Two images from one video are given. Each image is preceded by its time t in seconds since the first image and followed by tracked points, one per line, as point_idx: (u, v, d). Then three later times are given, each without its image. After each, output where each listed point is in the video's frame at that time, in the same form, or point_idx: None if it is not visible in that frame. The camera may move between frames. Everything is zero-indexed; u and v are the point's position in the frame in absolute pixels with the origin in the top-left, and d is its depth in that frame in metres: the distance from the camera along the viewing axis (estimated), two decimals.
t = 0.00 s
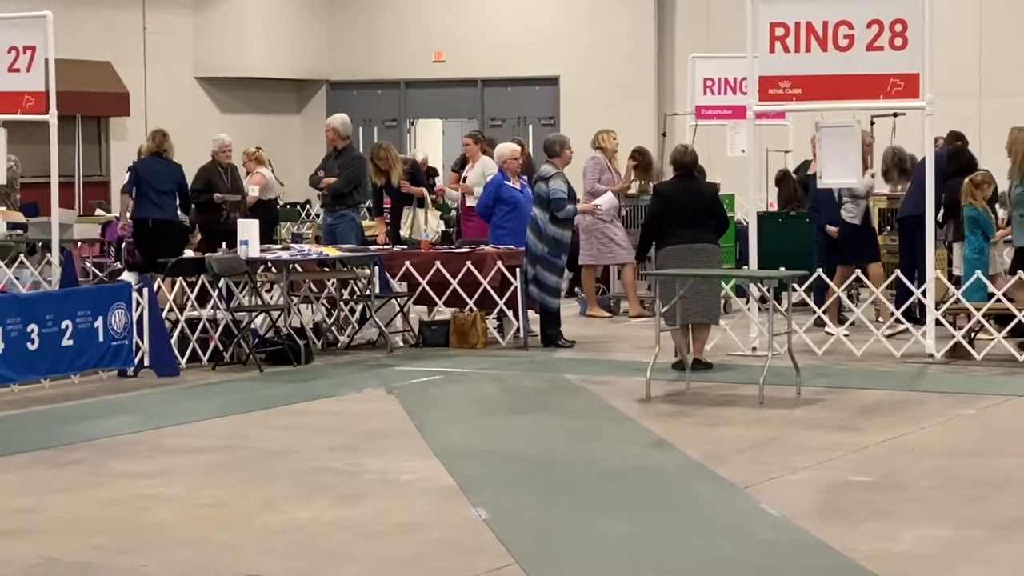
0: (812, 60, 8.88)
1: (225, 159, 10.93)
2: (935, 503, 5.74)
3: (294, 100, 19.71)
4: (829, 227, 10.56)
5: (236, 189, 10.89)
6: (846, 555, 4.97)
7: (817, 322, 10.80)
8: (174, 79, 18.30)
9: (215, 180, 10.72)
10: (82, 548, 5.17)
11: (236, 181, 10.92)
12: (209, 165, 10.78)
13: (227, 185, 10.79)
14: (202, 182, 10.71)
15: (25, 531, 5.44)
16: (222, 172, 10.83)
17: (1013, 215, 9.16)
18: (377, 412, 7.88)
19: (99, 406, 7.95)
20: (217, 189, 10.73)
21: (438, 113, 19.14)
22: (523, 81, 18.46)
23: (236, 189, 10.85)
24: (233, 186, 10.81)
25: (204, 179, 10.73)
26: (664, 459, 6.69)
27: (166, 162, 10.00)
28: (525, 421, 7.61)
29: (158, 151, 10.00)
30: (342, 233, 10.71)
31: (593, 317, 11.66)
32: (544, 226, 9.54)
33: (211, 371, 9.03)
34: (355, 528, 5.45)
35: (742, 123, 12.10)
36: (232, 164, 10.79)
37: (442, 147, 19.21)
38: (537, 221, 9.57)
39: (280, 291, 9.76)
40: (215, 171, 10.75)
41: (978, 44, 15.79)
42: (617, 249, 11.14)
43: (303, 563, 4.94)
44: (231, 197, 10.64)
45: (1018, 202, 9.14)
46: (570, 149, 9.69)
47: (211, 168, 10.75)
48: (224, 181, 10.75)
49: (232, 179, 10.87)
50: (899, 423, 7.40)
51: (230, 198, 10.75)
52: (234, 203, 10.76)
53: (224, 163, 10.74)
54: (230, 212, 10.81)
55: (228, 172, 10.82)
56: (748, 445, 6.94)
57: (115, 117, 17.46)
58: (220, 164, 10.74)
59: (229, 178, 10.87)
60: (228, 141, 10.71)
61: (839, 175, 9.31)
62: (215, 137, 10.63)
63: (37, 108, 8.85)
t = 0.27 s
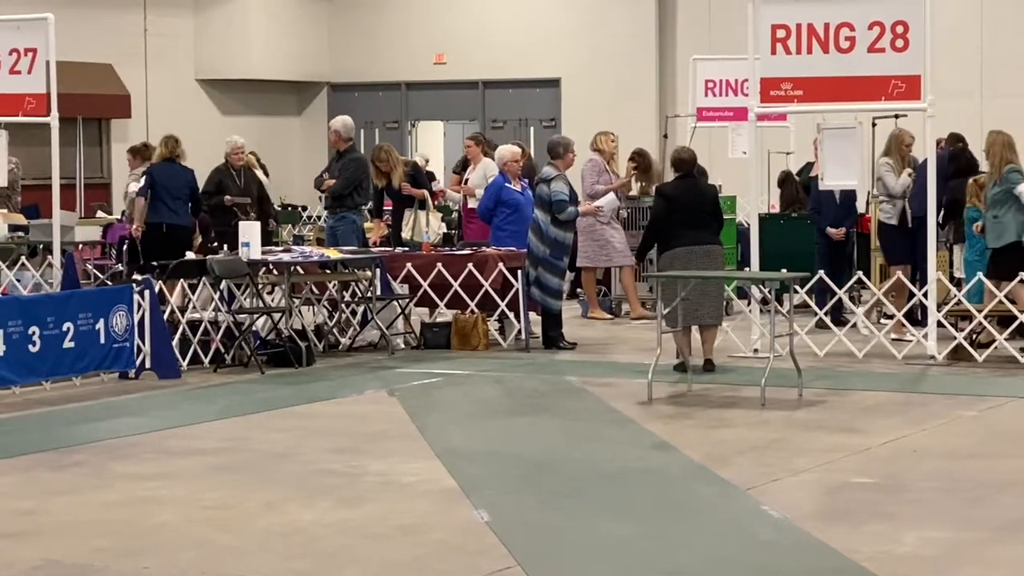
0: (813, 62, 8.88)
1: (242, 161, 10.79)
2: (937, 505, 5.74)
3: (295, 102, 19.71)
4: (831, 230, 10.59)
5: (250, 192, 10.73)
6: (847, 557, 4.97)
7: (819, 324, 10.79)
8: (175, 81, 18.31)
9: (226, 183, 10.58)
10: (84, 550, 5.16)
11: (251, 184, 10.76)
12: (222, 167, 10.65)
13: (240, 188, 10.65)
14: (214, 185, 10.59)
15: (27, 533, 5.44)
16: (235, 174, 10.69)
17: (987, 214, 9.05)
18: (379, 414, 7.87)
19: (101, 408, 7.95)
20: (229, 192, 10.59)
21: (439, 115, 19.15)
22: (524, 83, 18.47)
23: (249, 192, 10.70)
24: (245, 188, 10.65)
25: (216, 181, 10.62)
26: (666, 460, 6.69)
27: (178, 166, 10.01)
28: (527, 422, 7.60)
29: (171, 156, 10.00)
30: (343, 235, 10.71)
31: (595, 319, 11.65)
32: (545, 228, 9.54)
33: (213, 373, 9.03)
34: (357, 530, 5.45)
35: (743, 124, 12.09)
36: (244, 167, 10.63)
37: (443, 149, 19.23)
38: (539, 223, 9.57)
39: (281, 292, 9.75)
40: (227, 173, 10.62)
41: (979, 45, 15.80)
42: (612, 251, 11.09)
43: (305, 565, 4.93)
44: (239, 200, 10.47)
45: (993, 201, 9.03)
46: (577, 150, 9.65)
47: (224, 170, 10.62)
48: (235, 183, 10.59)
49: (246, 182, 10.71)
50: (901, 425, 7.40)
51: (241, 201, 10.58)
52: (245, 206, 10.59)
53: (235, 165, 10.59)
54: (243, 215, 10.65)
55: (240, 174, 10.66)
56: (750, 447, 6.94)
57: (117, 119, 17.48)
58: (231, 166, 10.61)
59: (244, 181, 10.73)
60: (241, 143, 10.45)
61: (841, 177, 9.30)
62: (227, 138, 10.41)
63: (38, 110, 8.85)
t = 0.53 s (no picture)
0: (814, 64, 8.88)
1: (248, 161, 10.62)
2: (939, 506, 5.73)
3: (297, 104, 19.72)
4: (831, 231, 10.60)
5: (257, 192, 10.59)
6: (850, 558, 4.97)
7: (821, 326, 10.80)
8: (177, 83, 18.32)
9: (233, 185, 10.42)
10: (85, 552, 5.16)
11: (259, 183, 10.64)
12: (228, 167, 10.48)
13: (247, 189, 10.51)
14: (220, 187, 10.42)
15: (29, 534, 5.44)
16: (243, 174, 10.51)
17: (963, 212, 9.23)
18: (380, 415, 7.88)
19: (103, 409, 7.95)
20: (236, 193, 10.44)
21: (441, 116, 19.16)
22: (526, 85, 18.47)
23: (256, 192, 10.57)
24: (253, 189, 10.52)
25: (223, 182, 10.42)
26: (668, 462, 6.69)
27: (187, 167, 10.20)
28: (528, 424, 7.60)
29: (181, 155, 10.21)
30: (348, 237, 10.69)
31: (596, 321, 11.65)
32: (547, 230, 9.54)
33: (215, 375, 9.02)
34: (358, 532, 5.45)
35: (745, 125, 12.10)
36: (250, 167, 10.49)
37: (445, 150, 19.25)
38: (541, 225, 9.58)
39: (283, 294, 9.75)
40: (234, 175, 10.43)
41: (980, 47, 15.81)
42: (608, 253, 11.08)
43: (306, 566, 4.93)
44: (246, 203, 10.35)
45: (970, 200, 9.20)
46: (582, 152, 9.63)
47: (230, 171, 10.45)
48: (242, 185, 10.44)
49: (253, 182, 10.56)
50: (903, 426, 7.40)
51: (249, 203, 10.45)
52: (253, 208, 10.46)
53: (242, 166, 10.46)
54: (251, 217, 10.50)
55: (247, 175, 10.52)
56: (752, 448, 6.94)
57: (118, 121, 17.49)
58: (238, 167, 10.47)
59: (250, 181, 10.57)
60: (246, 144, 10.36)
61: (842, 178, 9.29)
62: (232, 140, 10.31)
63: (40, 112, 8.85)
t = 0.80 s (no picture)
0: (816, 65, 8.88)
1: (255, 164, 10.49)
2: (941, 508, 5.73)
3: (299, 106, 19.73)
4: (836, 233, 10.54)
5: (263, 195, 10.43)
6: (852, 560, 4.97)
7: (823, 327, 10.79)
8: (179, 85, 18.34)
9: (238, 187, 10.24)
10: (87, 554, 5.17)
11: (266, 185, 10.47)
12: (234, 170, 10.33)
13: (252, 191, 10.33)
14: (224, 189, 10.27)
15: (31, 536, 5.44)
16: (248, 176, 10.35)
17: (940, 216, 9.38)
18: (382, 417, 7.88)
19: (105, 411, 7.96)
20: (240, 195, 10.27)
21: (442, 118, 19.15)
22: (528, 87, 18.48)
23: (263, 195, 10.42)
24: (258, 192, 10.35)
25: (228, 184, 10.24)
26: (670, 463, 6.69)
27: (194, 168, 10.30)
28: (530, 426, 7.60)
29: (188, 157, 10.29)
30: (352, 238, 10.96)
31: (598, 322, 11.65)
32: (548, 232, 9.55)
33: (217, 377, 9.03)
34: (360, 533, 5.45)
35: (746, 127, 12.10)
36: (256, 170, 10.34)
37: (446, 152, 19.24)
38: (543, 227, 9.59)
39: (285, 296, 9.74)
40: (240, 177, 10.27)
41: (981, 48, 15.81)
42: (610, 255, 11.07)
43: (308, 568, 4.93)
44: (248, 205, 10.14)
45: (946, 204, 9.34)
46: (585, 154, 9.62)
47: (235, 173, 10.29)
48: (246, 187, 10.26)
49: (259, 185, 10.41)
50: (905, 427, 7.40)
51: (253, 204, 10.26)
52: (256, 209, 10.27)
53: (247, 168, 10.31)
54: (256, 218, 10.33)
55: (253, 177, 10.36)
56: (754, 450, 6.94)
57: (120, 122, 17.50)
58: (243, 169, 10.31)
59: (256, 183, 10.42)
60: (250, 147, 10.19)
61: (844, 179, 9.29)
62: (237, 142, 10.21)
63: (42, 114, 8.85)
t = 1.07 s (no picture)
0: (819, 67, 8.89)
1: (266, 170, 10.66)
2: (944, 509, 5.73)
3: (301, 108, 19.71)
4: (847, 235, 10.50)
5: (271, 201, 10.55)
6: (854, 560, 4.97)
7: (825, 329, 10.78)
8: (181, 86, 18.34)
9: (247, 192, 10.45)
10: (90, 555, 5.17)
11: (275, 191, 10.59)
12: (244, 175, 10.53)
13: (260, 197, 10.50)
14: (234, 192, 10.46)
15: (34, 538, 5.45)
16: (257, 182, 10.54)
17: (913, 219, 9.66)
18: (385, 419, 7.88)
19: (108, 413, 7.96)
20: (248, 199, 10.45)
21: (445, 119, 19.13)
22: (530, 88, 18.47)
23: (271, 201, 10.54)
24: (267, 198, 10.51)
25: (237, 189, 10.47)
26: (673, 465, 6.68)
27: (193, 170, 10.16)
28: (533, 428, 7.59)
29: (188, 160, 10.14)
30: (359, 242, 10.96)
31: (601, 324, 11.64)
32: (551, 233, 9.55)
33: (219, 379, 9.03)
34: (362, 535, 5.46)
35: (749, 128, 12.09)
36: (267, 174, 10.50)
37: (448, 154, 19.23)
38: (545, 228, 9.60)
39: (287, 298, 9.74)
40: (249, 182, 10.48)
41: (984, 50, 15.80)
42: (611, 257, 11.07)
43: (310, 569, 4.94)
44: (255, 211, 10.32)
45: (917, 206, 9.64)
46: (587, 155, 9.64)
47: (245, 178, 10.48)
48: (255, 193, 10.45)
49: (268, 190, 10.55)
50: (907, 429, 7.40)
51: (261, 209, 10.44)
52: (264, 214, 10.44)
53: (257, 173, 10.47)
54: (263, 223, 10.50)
55: (263, 182, 10.53)
56: (756, 451, 6.94)
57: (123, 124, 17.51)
58: (254, 174, 10.48)
59: (267, 188, 10.58)
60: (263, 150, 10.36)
61: (847, 181, 9.29)
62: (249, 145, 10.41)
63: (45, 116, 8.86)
